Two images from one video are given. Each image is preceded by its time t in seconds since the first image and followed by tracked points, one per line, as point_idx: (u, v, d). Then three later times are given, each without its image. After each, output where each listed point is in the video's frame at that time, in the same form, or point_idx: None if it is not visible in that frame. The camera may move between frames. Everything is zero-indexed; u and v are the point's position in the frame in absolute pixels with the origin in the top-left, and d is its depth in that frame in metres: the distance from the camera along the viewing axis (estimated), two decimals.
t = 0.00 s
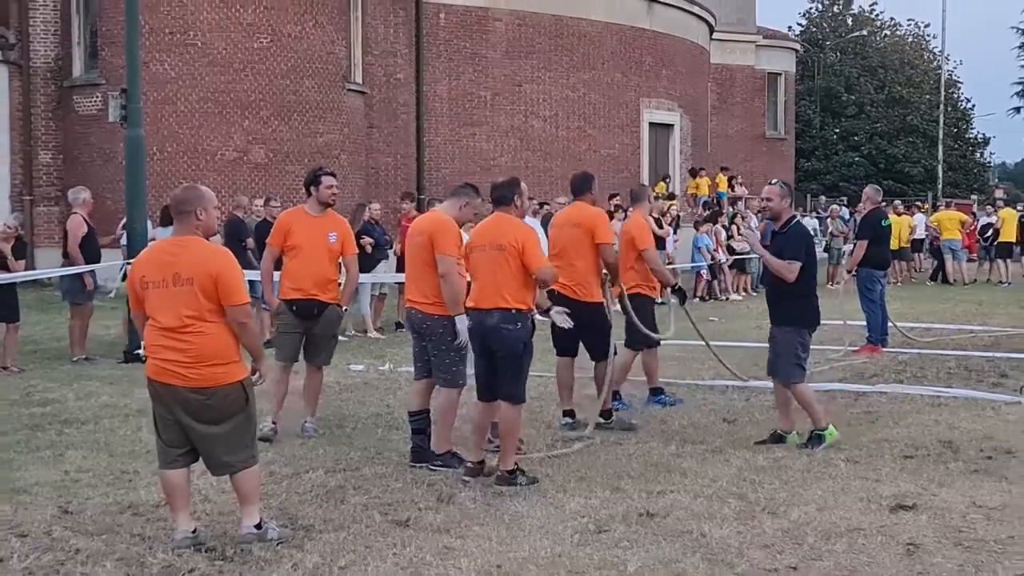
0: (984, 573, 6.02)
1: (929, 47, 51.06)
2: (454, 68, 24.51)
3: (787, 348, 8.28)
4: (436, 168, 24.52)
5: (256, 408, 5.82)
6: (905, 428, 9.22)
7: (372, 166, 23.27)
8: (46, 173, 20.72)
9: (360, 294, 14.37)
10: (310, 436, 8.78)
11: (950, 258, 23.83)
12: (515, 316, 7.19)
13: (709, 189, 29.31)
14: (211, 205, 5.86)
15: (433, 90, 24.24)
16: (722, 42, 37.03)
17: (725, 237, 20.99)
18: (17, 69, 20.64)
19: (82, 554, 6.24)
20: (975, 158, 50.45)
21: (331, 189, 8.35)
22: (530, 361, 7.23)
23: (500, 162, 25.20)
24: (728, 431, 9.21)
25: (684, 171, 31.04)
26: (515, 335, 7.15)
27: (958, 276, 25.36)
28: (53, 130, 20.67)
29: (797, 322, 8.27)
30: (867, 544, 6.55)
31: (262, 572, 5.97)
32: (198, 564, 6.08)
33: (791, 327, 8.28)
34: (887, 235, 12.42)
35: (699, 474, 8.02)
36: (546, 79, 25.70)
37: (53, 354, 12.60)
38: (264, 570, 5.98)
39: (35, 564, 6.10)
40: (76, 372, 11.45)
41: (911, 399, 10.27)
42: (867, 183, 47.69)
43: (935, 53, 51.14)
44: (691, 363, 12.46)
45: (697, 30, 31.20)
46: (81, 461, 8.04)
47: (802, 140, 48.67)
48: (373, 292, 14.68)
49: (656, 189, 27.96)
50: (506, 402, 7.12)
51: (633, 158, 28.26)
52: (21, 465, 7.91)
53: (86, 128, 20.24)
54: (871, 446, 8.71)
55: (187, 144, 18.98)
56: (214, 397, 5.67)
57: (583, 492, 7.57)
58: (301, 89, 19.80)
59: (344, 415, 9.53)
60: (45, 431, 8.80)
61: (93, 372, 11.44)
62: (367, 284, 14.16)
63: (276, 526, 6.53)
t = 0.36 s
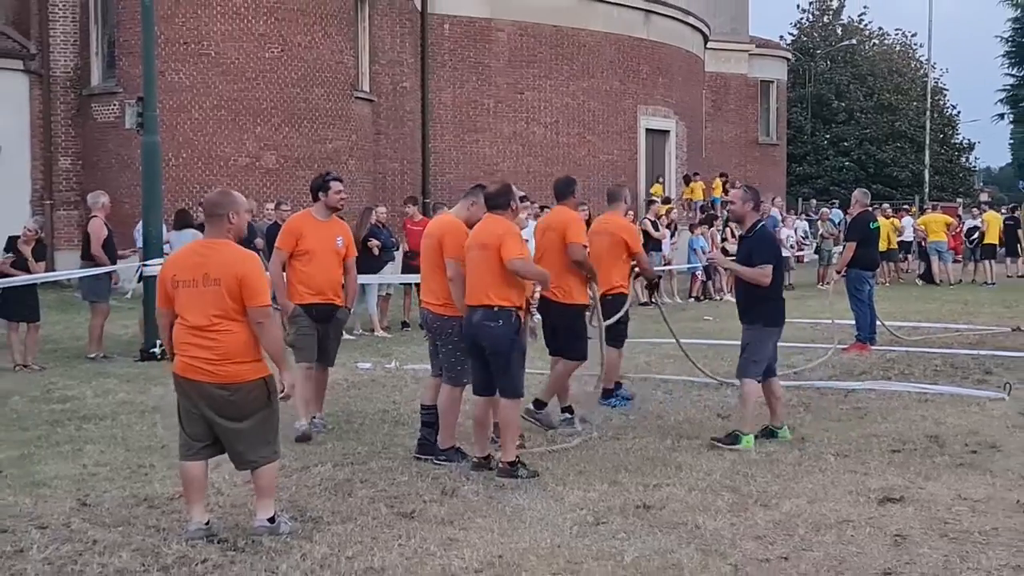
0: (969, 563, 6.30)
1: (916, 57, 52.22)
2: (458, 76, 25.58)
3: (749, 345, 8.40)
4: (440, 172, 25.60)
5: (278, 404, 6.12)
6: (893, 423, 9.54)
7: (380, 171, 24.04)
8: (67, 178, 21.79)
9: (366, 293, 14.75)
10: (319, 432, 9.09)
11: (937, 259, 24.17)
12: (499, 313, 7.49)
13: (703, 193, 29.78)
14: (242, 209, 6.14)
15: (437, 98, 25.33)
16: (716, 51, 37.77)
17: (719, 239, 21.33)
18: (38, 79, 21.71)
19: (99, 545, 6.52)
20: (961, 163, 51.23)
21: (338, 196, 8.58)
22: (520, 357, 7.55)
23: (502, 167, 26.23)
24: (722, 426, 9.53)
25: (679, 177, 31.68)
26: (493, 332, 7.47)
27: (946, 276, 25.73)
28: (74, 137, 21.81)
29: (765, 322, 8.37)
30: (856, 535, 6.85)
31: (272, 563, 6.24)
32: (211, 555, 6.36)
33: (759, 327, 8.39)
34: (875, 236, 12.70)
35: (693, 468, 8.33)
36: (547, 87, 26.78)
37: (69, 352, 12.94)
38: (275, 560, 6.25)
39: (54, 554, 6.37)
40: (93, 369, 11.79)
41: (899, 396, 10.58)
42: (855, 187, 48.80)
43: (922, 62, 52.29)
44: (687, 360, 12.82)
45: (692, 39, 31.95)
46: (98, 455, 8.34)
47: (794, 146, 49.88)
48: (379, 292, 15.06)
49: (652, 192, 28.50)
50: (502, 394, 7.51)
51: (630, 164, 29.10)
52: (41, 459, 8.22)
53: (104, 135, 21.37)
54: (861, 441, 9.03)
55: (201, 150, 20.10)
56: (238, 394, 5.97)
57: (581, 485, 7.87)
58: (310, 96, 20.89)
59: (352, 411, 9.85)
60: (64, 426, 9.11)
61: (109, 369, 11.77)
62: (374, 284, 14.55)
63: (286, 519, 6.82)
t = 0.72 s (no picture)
0: (959, 556, 6.45)
1: (908, 58, 52.52)
2: (457, 80, 25.72)
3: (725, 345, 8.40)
4: (439, 174, 25.72)
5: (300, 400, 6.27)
6: (884, 419, 9.69)
7: (379, 173, 24.25)
8: (72, 181, 21.94)
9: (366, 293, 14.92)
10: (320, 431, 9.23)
11: (928, 259, 24.36)
12: (477, 311, 7.65)
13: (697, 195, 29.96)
14: (267, 212, 6.31)
15: (436, 101, 25.46)
16: (710, 54, 38.06)
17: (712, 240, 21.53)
18: (43, 83, 21.88)
19: (104, 541, 6.65)
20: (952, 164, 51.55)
21: (327, 194, 8.64)
22: (501, 355, 7.70)
23: (500, 169, 26.40)
24: (717, 422, 9.68)
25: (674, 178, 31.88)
26: (471, 330, 7.63)
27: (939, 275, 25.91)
28: (78, 141, 21.96)
29: (735, 319, 8.36)
30: (848, 529, 6.99)
31: (274, 558, 6.38)
32: (213, 551, 6.50)
33: (730, 326, 8.38)
34: (868, 236, 12.87)
35: (688, 464, 8.47)
36: (544, 90, 26.98)
37: (72, 352, 13.07)
38: (277, 556, 6.39)
39: (60, 550, 6.50)
40: (97, 369, 11.92)
41: (891, 392, 10.74)
42: (848, 188, 49.12)
43: (914, 64, 52.59)
44: (682, 358, 12.97)
45: (687, 43, 32.19)
46: (103, 453, 8.47)
47: (787, 147, 50.23)
48: (379, 293, 15.21)
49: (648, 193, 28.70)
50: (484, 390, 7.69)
51: (626, 165, 29.29)
52: (47, 457, 8.35)
53: (109, 138, 21.49)
54: (853, 437, 9.17)
55: (203, 153, 20.20)
56: (265, 390, 6.13)
57: (578, 481, 8.01)
58: (311, 101, 21.10)
59: (353, 409, 9.99)
60: (69, 425, 9.25)
61: (112, 369, 11.90)
62: (374, 285, 14.70)
63: (288, 516, 6.96)
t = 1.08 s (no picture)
0: (956, 555, 6.45)
1: (903, 58, 52.53)
2: (452, 81, 25.72)
3: (719, 347, 8.38)
4: (435, 176, 25.69)
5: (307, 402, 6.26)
6: (880, 419, 9.70)
7: (375, 174, 24.25)
8: (67, 183, 21.93)
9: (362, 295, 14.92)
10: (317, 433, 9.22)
11: (924, 259, 24.38)
12: (475, 311, 7.64)
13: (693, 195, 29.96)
14: (285, 215, 6.33)
15: (432, 102, 25.46)
16: (706, 55, 38.05)
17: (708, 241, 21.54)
18: (38, 86, 21.85)
19: (100, 543, 6.64)
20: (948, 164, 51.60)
21: (318, 194, 8.57)
22: (492, 358, 7.69)
23: (496, 170, 26.39)
24: (713, 423, 9.68)
25: (671, 179, 31.88)
26: (469, 330, 7.63)
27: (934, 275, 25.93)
28: (73, 143, 21.96)
29: (724, 320, 8.33)
30: (845, 529, 6.99)
31: (271, 560, 6.37)
32: (210, 553, 6.49)
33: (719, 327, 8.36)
34: (864, 236, 12.90)
35: (685, 464, 8.47)
36: (539, 91, 26.96)
37: (68, 355, 13.06)
38: (273, 558, 6.38)
39: (56, 553, 6.49)
40: (92, 371, 11.89)
41: (888, 393, 10.74)
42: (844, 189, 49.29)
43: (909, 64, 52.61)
44: (679, 359, 12.97)
45: (682, 43, 32.21)
46: (99, 456, 8.46)
47: (783, 148, 50.29)
48: (375, 294, 15.21)
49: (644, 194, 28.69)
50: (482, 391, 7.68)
51: (622, 166, 29.28)
52: (43, 460, 8.34)
53: (104, 140, 21.49)
54: (849, 437, 9.17)
55: (199, 155, 20.18)
56: (275, 391, 6.12)
57: (575, 482, 8.01)
58: (307, 102, 21.09)
59: (350, 411, 9.98)
60: (65, 427, 9.23)
61: (108, 371, 11.88)
62: (370, 287, 14.68)
63: (285, 519, 6.94)
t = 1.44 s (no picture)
0: (948, 558, 6.46)
1: (896, 61, 52.60)
2: (446, 83, 25.71)
3: (712, 351, 8.37)
4: (428, 178, 25.67)
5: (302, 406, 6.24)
6: (873, 421, 9.72)
7: (368, 176, 24.26)
8: (60, 185, 21.84)
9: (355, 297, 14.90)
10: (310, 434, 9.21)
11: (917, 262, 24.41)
12: (473, 314, 7.63)
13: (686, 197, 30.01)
14: (289, 219, 6.33)
15: (426, 104, 25.46)
16: (700, 58, 38.08)
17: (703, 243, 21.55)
18: (31, 87, 21.79)
19: (92, 545, 6.62)
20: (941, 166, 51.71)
21: (323, 194, 8.43)
22: (492, 361, 7.66)
23: (489, 172, 26.37)
24: (705, 425, 9.69)
25: (664, 181, 31.89)
26: (466, 332, 7.60)
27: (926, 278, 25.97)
28: (66, 144, 21.88)
29: (720, 324, 8.35)
30: (837, 532, 6.99)
31: (263, 562, 6.36)
32: (201, 555, 6.48)
33: (714, 331, 8.37)
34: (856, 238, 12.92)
35: (677, 466, 8.48)
36: (533, 93, 26.97)
37: (61, 356, 13.03)
38: (265, 561, 6.37)
39: (47, 555, 6.47)
40: (84, 373, 11.86)
41: (881, 395, 10.76)
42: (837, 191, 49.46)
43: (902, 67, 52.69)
44: (671, 361, 12.98)
45: (676, 46, 32.25)
46: (90, 458, 8.44)
47: (777, 150, 50.38)
48: (368, 296, 15.20)
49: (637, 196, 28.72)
50: (478, 394, 7.65)
51: (615, 168, 29.31)
52: (34, 462, 8.32)
53: (97, 141, 21.44)
54: (842, 439, 9.19)
55: (192, 157, 20.14)
56: (269, 394, 6.11)
57: (567, 484, 8.02)
58: (300, 104, 21.08)
59: (343, 413, 9.97)
60: (57, 429, 9.21)
61: (100, 373, 11.85)
62: (363, 288, 14.68)
63: (277, 521, 6.93)
